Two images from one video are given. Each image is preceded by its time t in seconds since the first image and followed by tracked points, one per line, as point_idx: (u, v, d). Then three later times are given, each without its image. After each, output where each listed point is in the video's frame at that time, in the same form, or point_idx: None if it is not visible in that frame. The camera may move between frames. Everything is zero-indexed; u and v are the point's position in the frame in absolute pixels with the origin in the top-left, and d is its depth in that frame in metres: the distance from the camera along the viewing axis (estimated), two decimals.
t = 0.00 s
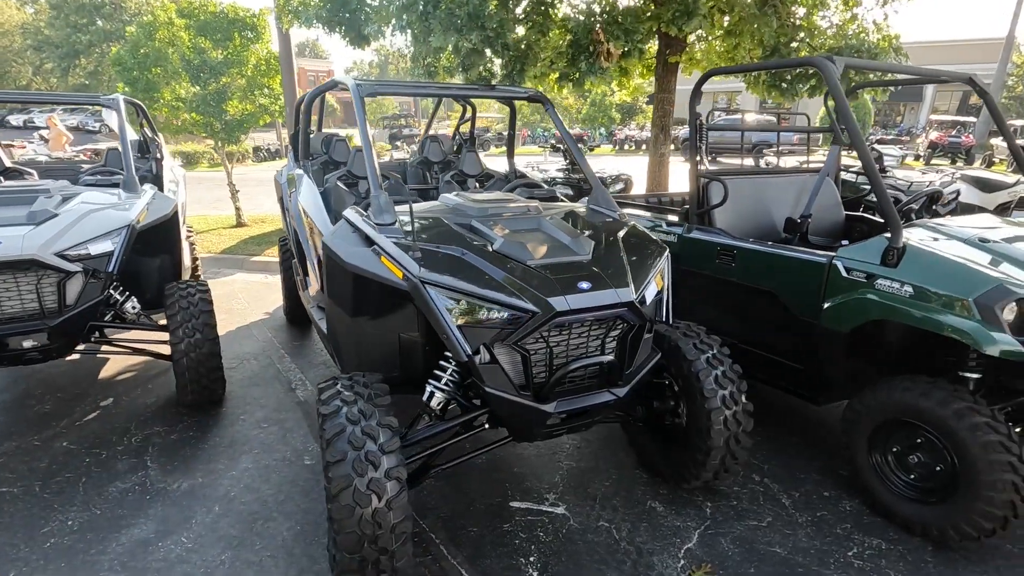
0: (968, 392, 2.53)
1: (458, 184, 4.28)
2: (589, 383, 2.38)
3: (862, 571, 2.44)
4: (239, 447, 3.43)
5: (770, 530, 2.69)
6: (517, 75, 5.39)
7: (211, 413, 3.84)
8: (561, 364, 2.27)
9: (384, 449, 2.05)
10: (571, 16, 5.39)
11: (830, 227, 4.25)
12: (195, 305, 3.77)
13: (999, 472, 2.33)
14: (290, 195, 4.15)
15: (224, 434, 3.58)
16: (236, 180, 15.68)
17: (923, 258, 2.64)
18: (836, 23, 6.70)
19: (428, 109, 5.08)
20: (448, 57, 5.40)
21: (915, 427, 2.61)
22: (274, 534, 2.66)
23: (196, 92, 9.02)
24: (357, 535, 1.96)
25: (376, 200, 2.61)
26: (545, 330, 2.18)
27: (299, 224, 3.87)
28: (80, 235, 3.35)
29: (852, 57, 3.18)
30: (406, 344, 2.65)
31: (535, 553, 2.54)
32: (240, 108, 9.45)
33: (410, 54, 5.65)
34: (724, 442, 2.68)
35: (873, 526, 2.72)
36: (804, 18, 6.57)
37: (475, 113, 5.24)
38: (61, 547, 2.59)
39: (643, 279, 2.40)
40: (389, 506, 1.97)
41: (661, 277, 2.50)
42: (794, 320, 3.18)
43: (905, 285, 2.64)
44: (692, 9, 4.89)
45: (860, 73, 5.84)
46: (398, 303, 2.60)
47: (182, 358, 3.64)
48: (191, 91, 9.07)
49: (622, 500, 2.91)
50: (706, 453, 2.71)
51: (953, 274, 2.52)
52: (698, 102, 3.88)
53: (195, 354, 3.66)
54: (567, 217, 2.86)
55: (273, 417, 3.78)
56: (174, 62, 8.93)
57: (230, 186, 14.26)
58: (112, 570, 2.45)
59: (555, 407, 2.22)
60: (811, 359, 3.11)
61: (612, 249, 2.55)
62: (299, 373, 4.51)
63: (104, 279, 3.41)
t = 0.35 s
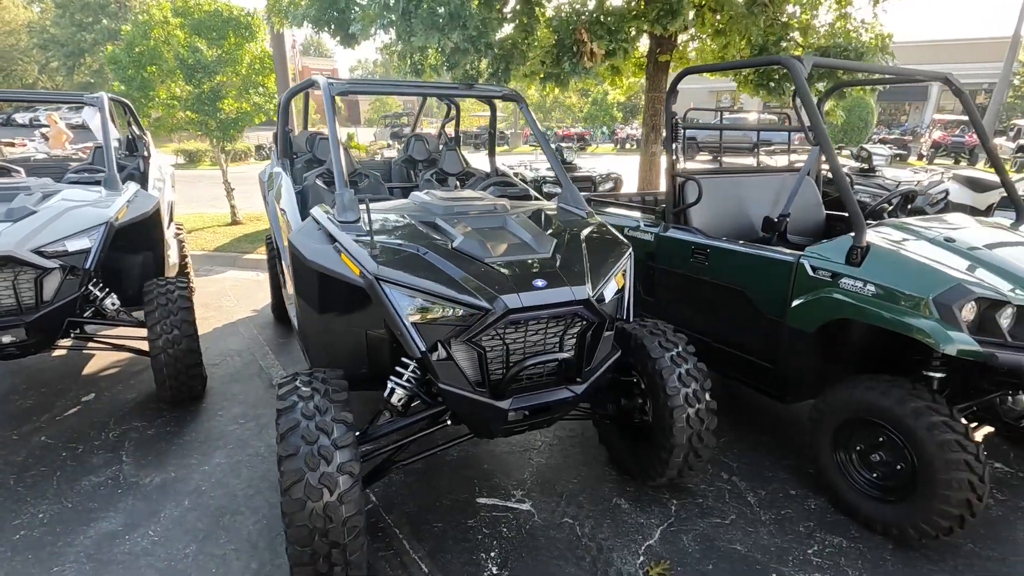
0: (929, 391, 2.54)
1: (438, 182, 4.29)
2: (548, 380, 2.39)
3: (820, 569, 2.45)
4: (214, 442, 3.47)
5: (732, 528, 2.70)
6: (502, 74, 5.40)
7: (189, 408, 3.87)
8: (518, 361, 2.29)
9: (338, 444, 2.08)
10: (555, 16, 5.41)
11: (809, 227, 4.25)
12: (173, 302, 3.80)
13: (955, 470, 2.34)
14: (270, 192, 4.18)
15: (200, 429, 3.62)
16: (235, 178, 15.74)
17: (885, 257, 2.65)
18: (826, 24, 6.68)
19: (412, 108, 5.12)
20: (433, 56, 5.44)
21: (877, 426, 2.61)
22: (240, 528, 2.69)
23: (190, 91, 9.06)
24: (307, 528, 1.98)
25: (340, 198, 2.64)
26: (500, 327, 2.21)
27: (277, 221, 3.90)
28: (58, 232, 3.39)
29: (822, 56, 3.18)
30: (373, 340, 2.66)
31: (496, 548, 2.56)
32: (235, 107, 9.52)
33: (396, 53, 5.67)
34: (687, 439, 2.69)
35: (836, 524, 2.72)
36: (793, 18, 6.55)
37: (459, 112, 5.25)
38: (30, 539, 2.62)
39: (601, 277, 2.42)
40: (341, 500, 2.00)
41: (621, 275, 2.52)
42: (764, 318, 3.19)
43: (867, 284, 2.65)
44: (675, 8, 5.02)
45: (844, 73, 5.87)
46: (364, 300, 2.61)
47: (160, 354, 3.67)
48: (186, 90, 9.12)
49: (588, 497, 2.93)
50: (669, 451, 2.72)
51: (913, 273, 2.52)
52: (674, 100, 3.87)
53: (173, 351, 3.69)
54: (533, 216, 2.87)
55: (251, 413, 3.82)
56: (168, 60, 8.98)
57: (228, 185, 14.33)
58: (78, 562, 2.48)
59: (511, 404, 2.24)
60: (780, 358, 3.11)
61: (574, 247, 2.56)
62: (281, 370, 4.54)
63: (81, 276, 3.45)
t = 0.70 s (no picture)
0: (880, 380, 2.63)
1: (422, 180, 4.41)
2: (510, 368, 2.51)
3: (772, 550, 2.55)
4: (200, 430, 3.59)
5: (692, 512, 2.80)
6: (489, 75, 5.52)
7: (178, 399, 4.00)
8: (479, 349, 2.40)
9: (306, 426, 2.19)
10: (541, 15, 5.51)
11: (784, 225, 4.35)
12: (163, 295, 3.93)
13: (900, 455, 2.43)
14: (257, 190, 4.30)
15: (188, 418, 3.74)
16: (236, 178, 15.89)
17: (838, 251, 2.75)
18: (811, 26, 6.78)
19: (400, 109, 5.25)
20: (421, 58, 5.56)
21: (831, 414, 2.71)
22: (220, 510, 2.81)
23: (189, 91, 9.21)
24: (275, 504, 2.10)
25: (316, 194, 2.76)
26: (462, 316, 2.32)
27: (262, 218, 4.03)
28: (51, 228, 3.53)
29: (785, 57, 3.28)
30: (346, 335, 2.74)
31: (463, 530, 2.67)
32: (233, 108, 9.66)
33: (385, 54, 5.80)
34: (649, 426, 2.79)
35: (793, 509, 2.82)
36: (779, 20, 6.63)
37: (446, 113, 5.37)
38: (18, 519, 2.75)
39: (561, 269, 2.53)
40: (306, 478, 2.11)
41: (582, 268, 2.64)
42: (730, 311, 3.29)
43: (821, 277, 2.75)
44: (657, 11, 5.14)
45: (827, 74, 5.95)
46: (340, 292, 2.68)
47: (149, 346, 3.80)
48: (185, 91, 9.27)
49: (556, 483, 3.04)
50: (632, 437, 2.82)
51: (862, 266, 2.63)
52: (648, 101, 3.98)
53: (162, 343, 3.82)
54: (502, 212, 2.99)
55: (237, 403, 3.94)
56: (167, 62, 9.13)
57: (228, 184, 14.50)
58: (63, 540, 2.60)
59: (472, 389, 2.36)
60: (745, 350, 3.21)
61: (537, 241, 2.68)
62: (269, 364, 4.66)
63: (74, 270, 3.60)
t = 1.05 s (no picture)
0: (832, 372, 2.76)
1: (406, 181, 4.54)
2: (477, 359, 2.64)
3: (727, 533, 2.68)
4: (188, 422, 3.73)
5: (654, 498, 2.94)
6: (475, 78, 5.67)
7: (168, 392, 4.13)
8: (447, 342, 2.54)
9: (280, 413, 2.33)
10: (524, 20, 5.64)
11: (756, 223, 4.48)
12: (154, 292, 4.07)
13: (846, 442, 2.57)
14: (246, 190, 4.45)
15: (177, 410, 3.88)
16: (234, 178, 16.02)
17: (793, 249, 2.89)
18: (793, 29, 6.92)
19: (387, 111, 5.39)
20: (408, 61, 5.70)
21: (787, 405, 2.84)
22: (204, 495, 2.94)
23: (185, 93, 9.36)
24: (250, 485, 2.24)
25: (295, 194, 2.90)
26: (429, 310, 2.46)
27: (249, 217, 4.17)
28: (45, 227, 3.66)
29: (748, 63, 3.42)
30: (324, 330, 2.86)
31: (434, 514, 2.81)
32: (229, 109, 9.80)
33: (373, 57, 5.94)
34: (613, 416, 2.93)
35: (751, 496, 2.95)
36: (761, 24, 6.77)
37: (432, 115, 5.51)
38: (12, 504, 2.88)
39: (525, 266, 2.67)
40: (280, 462, 2.25)
41: (548, 264, 2.78)
42: (697, 307, 3.42)
43: (776, 274, 2.89)
44: (638, 17, 5.30)
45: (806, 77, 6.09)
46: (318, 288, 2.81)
47: (140, 341, 3.94)
48: (182, 92, 9.41)
49: (527, 471, 3.17)
50: (597, 427, 2.96)
51: (813, 264, 2.77)
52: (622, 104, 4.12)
53: (152, 338, 3.95)
54: (474, 212, 3.13)
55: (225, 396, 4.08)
56: (164, 63, 9.27)
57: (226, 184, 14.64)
58: (54, 523, 2.74)
59: (439, 379, 2.50)
60: (710, 345, 3.34)
61: (504, 240, 2.81)
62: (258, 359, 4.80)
63: (67, 267, 3.73)
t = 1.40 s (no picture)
0: (810, 367, 2.81)
1: (398, 178, 4.60)
2: (458, 353, 2.69)
3: (704, 525, 2.73)
4: (180, 414, 3.79)
5: (635, 490, 2.99)
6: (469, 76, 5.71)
7: (162, 386, 4.20)
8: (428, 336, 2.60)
9: (264, 403, 2.38)
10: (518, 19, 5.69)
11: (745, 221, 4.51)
12: (148, 287, 4.13)
13: (821, 435, 2.63)
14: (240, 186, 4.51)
15: (170, 403, 3.94)
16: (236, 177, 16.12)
17: (771, 245, 2.94)
18: (787, 28, 6.94)
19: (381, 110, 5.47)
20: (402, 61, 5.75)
21: (765, 400, 2.88)
22: (193, 486, 3.00)
23: (185, 91, 9.44)
24: (233, 474, 2.30)
25: (282, 190, 2.96)
26: (410, 304, 2.51)
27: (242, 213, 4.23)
28: (41, 223, 3.73)
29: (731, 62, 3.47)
30: (310, 325, 2.91)
31: (418, 505, 2.86)
32: (228, 107, 9.88)
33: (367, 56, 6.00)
34: (594, 409, 2.98)
35: (730, 489, 3.00)
36: (755, 23, 6.81)
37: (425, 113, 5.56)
38: (5, 493, 2.95)
39: (506, 262, 2.72)
40: (263, 451, 2.31)
41: (530, 259, 2.85)
42: (680, 303, 3.47)
43: (755, 270, 2.94)
44: (630, 16, 5.35)
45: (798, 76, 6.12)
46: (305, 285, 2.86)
47: (134, 335, 4.00)
48: (181, 90, 9.46)
49: (511, 464, 3.22)
50: (579, 420, 3.01)
51: (790, 260, 2.82)
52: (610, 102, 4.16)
53: (146, 332, 4.01)
54: (459, 208, 3.18)
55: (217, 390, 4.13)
56: (163, 62, 9.35)
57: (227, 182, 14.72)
58: (46, 511, 2.81)
59: (420, 372, 2.55)
60: (694, 340, 3.39)
61: (487, 236, 2.87)
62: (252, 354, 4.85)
63: (62, 262, 3.79)
